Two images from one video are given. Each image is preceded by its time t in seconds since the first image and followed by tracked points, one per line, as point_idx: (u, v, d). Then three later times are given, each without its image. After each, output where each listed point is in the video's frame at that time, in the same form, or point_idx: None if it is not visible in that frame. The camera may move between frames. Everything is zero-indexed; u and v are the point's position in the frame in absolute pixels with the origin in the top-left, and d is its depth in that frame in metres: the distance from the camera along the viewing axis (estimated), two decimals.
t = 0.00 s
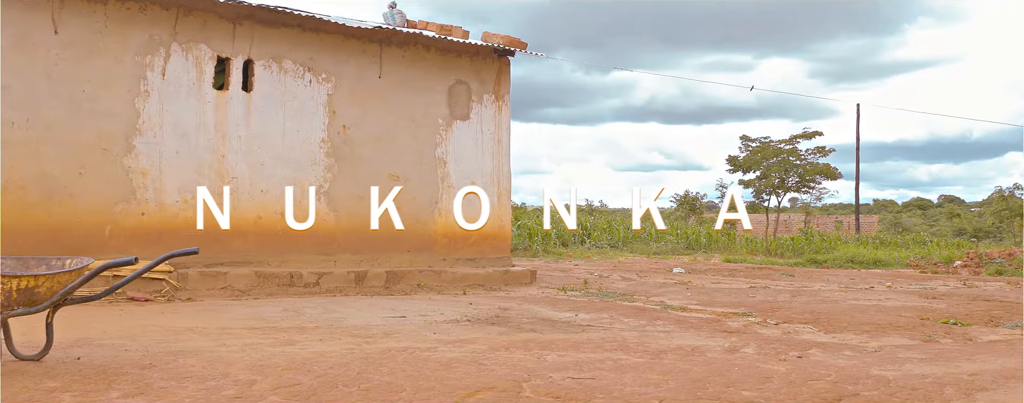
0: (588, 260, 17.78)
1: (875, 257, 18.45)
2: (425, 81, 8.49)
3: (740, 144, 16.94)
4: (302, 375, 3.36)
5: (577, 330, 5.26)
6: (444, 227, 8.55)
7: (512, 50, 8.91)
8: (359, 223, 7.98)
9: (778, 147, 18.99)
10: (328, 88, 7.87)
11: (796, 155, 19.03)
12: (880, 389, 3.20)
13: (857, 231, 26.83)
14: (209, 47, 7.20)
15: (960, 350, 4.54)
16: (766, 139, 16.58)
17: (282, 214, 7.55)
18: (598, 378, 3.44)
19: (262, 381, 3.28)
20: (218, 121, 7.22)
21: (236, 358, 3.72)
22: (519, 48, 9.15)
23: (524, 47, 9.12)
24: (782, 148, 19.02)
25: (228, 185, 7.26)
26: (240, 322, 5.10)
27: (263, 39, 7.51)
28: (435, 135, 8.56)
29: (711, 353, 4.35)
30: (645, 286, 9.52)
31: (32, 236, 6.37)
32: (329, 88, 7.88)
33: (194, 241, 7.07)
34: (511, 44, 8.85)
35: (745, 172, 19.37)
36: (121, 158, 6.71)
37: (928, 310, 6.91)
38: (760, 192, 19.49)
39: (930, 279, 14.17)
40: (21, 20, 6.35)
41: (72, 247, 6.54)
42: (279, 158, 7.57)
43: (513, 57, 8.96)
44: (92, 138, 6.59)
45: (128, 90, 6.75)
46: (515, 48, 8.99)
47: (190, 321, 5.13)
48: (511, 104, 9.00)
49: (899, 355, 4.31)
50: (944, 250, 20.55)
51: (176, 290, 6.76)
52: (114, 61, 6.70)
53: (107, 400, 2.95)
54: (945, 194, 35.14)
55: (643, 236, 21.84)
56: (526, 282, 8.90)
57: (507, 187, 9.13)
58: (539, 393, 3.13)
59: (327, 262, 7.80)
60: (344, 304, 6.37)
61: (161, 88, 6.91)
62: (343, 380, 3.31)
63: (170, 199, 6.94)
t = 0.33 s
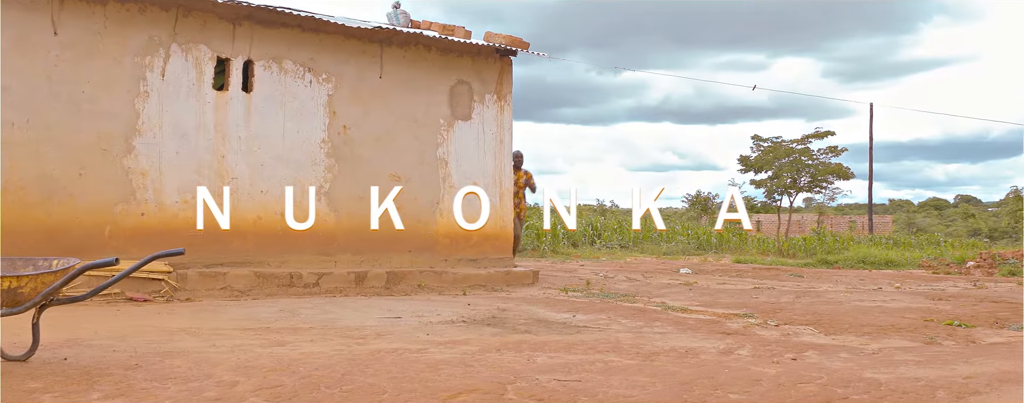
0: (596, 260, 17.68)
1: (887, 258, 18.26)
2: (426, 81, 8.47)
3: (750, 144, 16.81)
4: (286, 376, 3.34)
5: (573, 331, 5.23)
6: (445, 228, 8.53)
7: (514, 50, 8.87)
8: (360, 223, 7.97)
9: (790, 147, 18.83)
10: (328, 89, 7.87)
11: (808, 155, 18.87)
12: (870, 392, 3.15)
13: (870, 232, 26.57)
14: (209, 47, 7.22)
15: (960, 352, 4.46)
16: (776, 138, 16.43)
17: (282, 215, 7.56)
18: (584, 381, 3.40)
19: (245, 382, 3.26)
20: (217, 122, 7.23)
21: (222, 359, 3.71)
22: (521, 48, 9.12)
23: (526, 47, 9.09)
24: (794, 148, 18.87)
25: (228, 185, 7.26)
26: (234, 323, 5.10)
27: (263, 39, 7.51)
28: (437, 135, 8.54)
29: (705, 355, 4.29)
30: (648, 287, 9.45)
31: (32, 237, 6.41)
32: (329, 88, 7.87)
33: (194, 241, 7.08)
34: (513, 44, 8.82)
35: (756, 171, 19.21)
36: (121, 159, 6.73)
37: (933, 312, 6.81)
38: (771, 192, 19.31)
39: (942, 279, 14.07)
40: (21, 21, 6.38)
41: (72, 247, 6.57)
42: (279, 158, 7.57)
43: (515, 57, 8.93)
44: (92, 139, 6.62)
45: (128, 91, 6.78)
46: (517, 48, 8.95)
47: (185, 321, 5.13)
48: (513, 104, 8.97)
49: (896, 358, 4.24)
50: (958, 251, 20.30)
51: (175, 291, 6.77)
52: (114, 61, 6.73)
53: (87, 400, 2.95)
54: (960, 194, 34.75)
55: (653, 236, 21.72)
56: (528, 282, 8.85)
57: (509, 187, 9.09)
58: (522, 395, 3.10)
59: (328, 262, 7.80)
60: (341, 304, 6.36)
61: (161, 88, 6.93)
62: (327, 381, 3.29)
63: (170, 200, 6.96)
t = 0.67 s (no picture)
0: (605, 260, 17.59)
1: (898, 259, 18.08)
2: (428, 80, 8.46)
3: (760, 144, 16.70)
4: (272, 377, 3.33)
5: (569, 332, 5.19)
6: (448, 228, 8.52)
7: (517, 49, 8.85)
8: (359, 223, 7.96)
9: (801, 147, 18.69)
10: (330, 89, 7.88)
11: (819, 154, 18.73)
12: (861, 395, 3.10)
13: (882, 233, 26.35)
14: (210, 48, 7.24)
15: (959, 354, 4.39)
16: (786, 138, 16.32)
17: (283, 214, 7.56)
18: (572, 382, 3.37)
19: (231, 382, 3.26)
20: (219, 122, 7.25)
21: (213, 359, 3.72)
22: (524, 47, 9.09)
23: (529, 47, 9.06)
24: (806, 148, 18.73)
25: (229, 186, 7.28)
26: (230, 323, 5.10)
27: (264, 40, 7.53)
28: (439, 135, 8.52)
29: (699, 357, 4.25)
30: (652, 287, 9.39)
31: (34, 236, 6.45)
32: (331, 88, 7.88)
33: (196, 241, 7.10)
34: (516, 44, 8.80)
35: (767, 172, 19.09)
36: (122, 159, 6.76)
37: (937, 313, 6.73)
38: (783, 193, 19.18)
39: (955, 280, 14.24)
40: (22, 22, 6.42)
41: (73, 247, 6.60)
42: (280, 158, 7.58)
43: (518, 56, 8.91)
44: (92, 139, 6.65)
45: (129, 91, 6.81)
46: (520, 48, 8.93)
47: (181, 321, 5.14)
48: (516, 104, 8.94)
49: (894, 360, 4.18)
50: (970, 252, 20.08)
51: (175, 290, 6.79)
52: (115, 62, 6.76)
53: (71, 400, 2.95)
54: (974, 195, 34.41)
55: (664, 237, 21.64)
56: (531, 283, 8.81)
57: (512, 187, 9.07)
58: (507, 396, 3.08)
59: (329, 262, 7.80)
60: (339, 304, 6.35)
61: (162, 89, 6.96)
62: (313, 382, 3.28)
63: (171, 200, 6.99)
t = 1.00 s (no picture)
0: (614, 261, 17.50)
1: (910, 259, 17.89)
2: (429, 79, 8.43)
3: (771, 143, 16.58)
4: (255, 378, 3.32)
5: (565, 333, 5.13)
6: (449, 228, 8.49)
7: (520, 48, 8.81)
8: (360, 223, 7.94)
9: (813, 145, 18.53)
10: (331, 88, 7.86)
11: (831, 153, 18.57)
12: (852, 397, 3.04)
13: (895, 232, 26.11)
14: (210, 47, 7.24)
15: (960, 356, 4.31)
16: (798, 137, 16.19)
17: (283, 214, 7.55)
18: (559, 383, 3.33)
19: (214, 383, 3.24)
20: (218, 121, 7.25)
21: (200, 359, 3.70)
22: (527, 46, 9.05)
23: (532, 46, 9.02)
24: (818, 147, 18.56)
25: (229, 185, 7.27)
26: (225, 323, 5.08)
27: (264, 39, 7.52)
28: (440, 135, 8.49)
29: (693, 358, 4.20)
30: (655, 287, 9.31)
31: (33, 236, 6.47)
32: (332, 87, 7.86)
33: (195, 241, 7.10)
34: (518, 42, 8.75)
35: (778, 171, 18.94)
36: (121, 158, 6.77)
37: (942, 314, 6.62)
38: (795, 192, 19.02)
39: (966, 280, 14.06)
40: (22, 23, 6.45)
41: (73, 246, 6.62)
42: (281, 158, 7.58)
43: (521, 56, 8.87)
44: (91, 139, 6.66)
45: (129, 91, 6.82)
46: (523, 47, 8.88)
47: (176, 320, 5.14)
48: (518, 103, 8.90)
49: (891, 362, 4.11)
50: (983, 251, 19.85)
51: (174, 290, 6.78)
52: (114, 62, 6.77)
53: (51, 400, 2.94)
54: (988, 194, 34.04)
55: (674, 237, 21.53)
56: (533, 283, 8.75)
57: (514, 187, 9.03)
58: (490, 398, 3.05)
59: (329, 262, 7.78)
60: (337, 304, 6.33)
61: (162, 88, 6.97)
62: (297, 383, 3.26)
63: (171, 199, 6.99)
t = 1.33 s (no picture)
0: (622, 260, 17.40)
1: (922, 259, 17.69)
2: (429, 79, 8.38)
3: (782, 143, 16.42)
4: (235, 381, 3.29)
5: (558, 334, 5.06)
6: (449, 228, 8.44)
7: (521, 47, 8.75)
8: (360, 223, 7.91)
9: (825, 145, 18.37)
10: (329, 88, 7.83)
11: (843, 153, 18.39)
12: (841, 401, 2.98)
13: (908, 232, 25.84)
14: (208, 47, 7.23)
15: (959, 359, 4.22)
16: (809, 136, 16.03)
17: (282, 214, 7.53)
18: (542, 387, 3.28)
19: (194, 386, 3.22)
20: (216, 121, 7.24)
21: (182, 361, 3.68)
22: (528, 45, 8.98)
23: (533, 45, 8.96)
24: (830, 147, 18.40)
25: (227, 186, 7.26)
26: (216, 324, 5.06)
27: (263, 39, 7.50)
28: (440, 134, 8.44)
29: (685, 361, 4.14)
30: (658, 288, 9.23)
31: (30, 235, 6.48)
32: (331, 88, 7.83)
33: (193, 241, 7.09)
34: (519, 42, 8.69)
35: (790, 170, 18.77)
36: (118, 159, 6.77)
37: (947, 316, 6.52)
38: (807, 192, 18.86)
39: (977, 279, 14.12)
40: (19, 23, 6.45)
41: (70, 246, 6.62)
42: (279, 158, 7.55)
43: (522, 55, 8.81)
44: (88, 139, 6.67)
45: (125, 92, 6.82)
46: (524, 46, 8.82)
47: (167, 322, 5.12)
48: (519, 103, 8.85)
49: (887, 365, 4.04)
50: (997, 251, 19.59)
51: (171, 290, 6.76)
52: (111, 62, 6.78)
53: None
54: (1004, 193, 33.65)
55: (685, 237, 21.41)
56: (535, 283, 8.68)
57: (515, 187, 8.97)
58: (470, 401, 3.00)
59: (328, 263, 7.74)
60: (333, 305, 6.29)
61: (159, 89, 6.97)
62: (277, 385, 3.24)
63: (168, 199, 6.98)
